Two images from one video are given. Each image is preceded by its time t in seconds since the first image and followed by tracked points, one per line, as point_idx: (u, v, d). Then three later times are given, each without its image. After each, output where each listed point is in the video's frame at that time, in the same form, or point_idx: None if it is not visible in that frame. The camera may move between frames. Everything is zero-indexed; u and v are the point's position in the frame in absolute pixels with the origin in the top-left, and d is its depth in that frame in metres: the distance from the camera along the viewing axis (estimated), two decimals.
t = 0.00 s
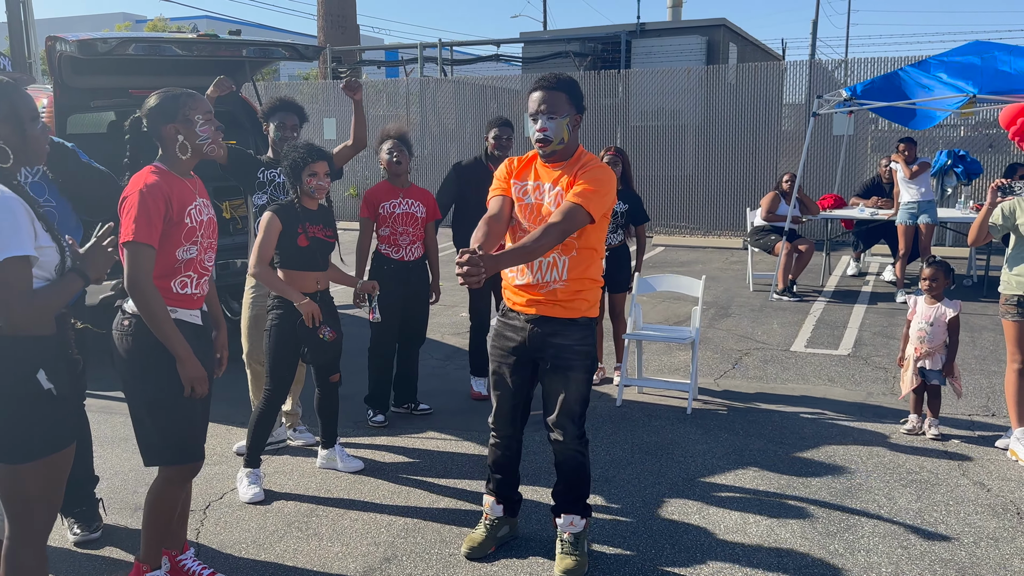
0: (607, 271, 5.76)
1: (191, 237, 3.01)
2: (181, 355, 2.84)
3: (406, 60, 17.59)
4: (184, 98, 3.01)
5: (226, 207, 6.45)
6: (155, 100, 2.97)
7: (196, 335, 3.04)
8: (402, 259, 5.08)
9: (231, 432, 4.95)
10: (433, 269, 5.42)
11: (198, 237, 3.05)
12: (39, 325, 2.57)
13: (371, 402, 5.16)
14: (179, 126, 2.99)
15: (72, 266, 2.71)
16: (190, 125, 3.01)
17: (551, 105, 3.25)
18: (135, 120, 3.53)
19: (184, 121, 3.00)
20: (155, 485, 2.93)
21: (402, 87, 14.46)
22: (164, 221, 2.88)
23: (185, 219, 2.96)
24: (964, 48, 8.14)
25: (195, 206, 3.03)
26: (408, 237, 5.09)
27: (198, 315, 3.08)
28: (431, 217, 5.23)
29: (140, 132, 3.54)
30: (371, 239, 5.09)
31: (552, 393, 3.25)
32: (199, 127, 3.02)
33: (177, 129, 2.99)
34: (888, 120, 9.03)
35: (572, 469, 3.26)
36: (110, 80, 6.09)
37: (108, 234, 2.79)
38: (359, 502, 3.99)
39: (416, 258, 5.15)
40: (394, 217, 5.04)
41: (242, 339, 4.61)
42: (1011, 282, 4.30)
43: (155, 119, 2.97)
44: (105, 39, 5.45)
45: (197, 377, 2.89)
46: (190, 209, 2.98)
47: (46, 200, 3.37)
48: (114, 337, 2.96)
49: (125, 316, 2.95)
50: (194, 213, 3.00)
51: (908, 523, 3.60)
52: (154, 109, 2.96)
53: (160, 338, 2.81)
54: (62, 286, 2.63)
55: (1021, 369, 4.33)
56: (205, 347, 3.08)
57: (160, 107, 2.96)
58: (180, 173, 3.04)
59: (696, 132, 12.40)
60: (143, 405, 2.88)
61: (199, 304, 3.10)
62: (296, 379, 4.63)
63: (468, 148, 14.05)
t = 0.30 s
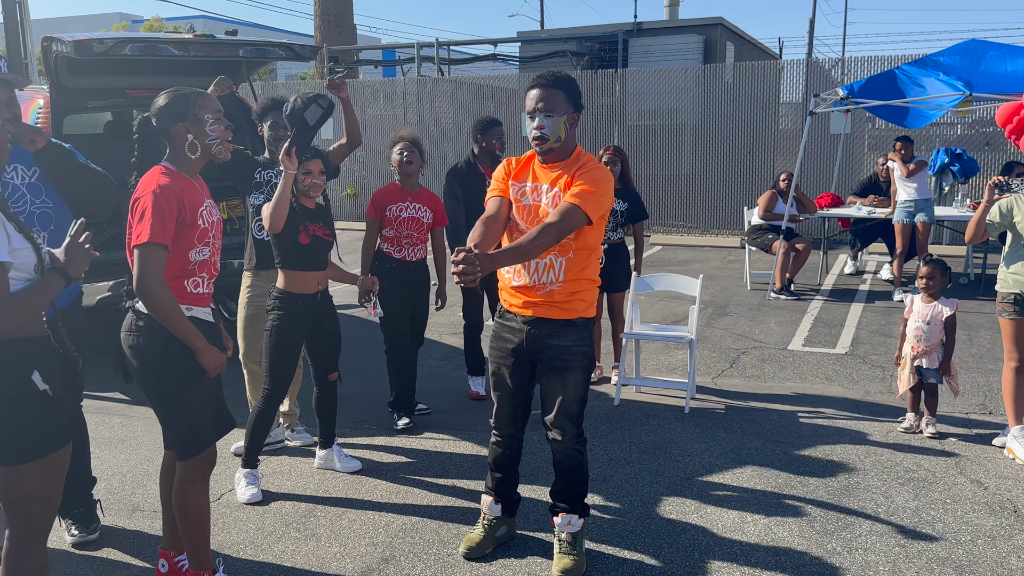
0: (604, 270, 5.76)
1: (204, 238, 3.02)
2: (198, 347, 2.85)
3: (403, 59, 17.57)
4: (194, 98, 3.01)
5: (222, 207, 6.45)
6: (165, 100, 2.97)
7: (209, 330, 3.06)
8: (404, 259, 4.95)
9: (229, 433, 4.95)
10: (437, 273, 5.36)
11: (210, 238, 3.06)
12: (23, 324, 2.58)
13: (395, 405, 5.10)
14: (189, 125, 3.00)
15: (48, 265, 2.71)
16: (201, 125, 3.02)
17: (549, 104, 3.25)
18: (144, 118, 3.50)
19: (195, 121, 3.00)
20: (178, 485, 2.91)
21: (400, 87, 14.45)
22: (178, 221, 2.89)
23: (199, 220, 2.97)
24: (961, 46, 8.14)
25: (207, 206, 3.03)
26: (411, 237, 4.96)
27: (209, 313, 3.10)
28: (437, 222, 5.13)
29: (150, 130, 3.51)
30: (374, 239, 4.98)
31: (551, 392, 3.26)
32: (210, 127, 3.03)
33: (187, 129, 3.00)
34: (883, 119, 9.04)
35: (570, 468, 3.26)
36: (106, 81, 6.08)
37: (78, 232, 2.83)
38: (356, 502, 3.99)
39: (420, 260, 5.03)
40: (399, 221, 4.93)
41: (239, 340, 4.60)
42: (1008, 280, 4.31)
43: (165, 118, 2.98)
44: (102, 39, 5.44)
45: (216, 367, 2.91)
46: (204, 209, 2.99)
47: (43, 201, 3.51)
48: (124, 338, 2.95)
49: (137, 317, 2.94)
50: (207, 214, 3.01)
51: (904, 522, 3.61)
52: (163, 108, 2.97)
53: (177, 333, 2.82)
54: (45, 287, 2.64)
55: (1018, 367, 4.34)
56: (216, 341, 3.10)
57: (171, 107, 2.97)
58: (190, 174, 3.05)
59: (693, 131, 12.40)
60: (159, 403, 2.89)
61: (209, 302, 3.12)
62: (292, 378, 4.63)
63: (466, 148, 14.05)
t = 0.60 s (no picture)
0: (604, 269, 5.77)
1: (213, 240, 3.04)
2: (207, 353, 2.90)
3: (403, 58, 17.57)
4: (206, 99, 3.03)
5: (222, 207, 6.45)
6: (175, 101, 2.98)
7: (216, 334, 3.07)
8: (415, 261, 4.88)
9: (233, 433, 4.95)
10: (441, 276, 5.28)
11: (219, 240, 3.08)
12: None
13: (414, 413, 4.91)
14: (200, 127, 3.01)
15: None
16: (212, 126, 3.03)
17: (547, 101, 3.25)
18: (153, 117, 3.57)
19: (206, 123, 3.02)
20: (170, 488, 2.91)
21: (399, 86, 14.45)
22: (188, 223, 2.90)
23: (209, 222, 2.98)
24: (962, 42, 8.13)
25: (215, 208, 3.05)
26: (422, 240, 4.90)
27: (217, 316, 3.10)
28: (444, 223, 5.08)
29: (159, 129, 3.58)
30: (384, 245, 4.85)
31: (551, 389, 3.26)
32: (219, 129, 3.05)
33: (198, 130, 3.01)
34: (882, 116, 9.07)
35: (571, 465, 3.27)
36: (106, 81, 6.07)
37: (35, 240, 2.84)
38: (357, 500, 4.00)
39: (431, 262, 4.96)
40: (409, 226, 4.86)
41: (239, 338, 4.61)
42: (1008, 277, 4.31)
43: (176, 119, 2.99)
44: (101, 39, 5.44)
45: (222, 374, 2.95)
46: (213, 211, 3.01)
47: (44, 201, 3.45)
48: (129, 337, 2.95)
49: (146, 317, 2.93)
50: (215, 216, 3.03)
51: (904, 518, 3.62)
52: (174, 110, 2.98)
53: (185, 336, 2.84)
54: None
55: (1018, 364, 4.35)
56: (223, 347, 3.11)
57: (181, 108, 2.98)
58: (198, 175, 3.06)
59: (693, 129, 12.40)
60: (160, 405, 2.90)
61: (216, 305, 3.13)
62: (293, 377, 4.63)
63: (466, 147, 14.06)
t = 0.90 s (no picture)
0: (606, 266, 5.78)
1: (223, 240, 3.05)
2: (221, 358, 2.90)
3: (404, 56, 17.54)
4: (211, 97, 3.02)
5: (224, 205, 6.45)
6: (180, 100, 2.98)
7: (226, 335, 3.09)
8: (416, 258, 4.94)
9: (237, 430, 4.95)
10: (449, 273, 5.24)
11: (228, 239, 3.09)
12: None
13: (416, 410, 4.90)
14: (206, 125, 3.01)
15: None
16: (218, 125, 3.04)
17: (549, 98, 3.24)
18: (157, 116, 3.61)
19: (212, 121, 3.02)
20: (175, 488, 2.92)
21: (400, 84, 14.44)
22: (199, 223, 2.90)
23: (218, 221, 3.00)
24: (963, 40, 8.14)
25: (223, 207, 3.06)
26: (423, 236, 4.94)
27: (226, 315, 3.12)
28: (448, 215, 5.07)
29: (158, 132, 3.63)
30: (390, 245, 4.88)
31: (554, 385, 3.27)
32: (226, 127, 3.05)
33: (204, 128, 3.02)
34: (882, 114, 9.03)
35: (574, 461, 3.28)
36: (108, 79, 6.07)
37: None
38: (360, 497, 4.01)
39: (433, 257, 5.01)
40: (413, 222, 4.88)
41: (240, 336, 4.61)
42: (1012, 273, 4.31)
43: (182, 117, 2.99)
44: (103, 37, 5.44)
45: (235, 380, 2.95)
46: (222, 210, 3.02)
47: (48, 199, 3.45)
48: (138, 337, 2.97)
49: (158, 318, 2.94)
50: (224, 215, 3.04)
51: (907, 514, 3.63)
52: (180, 109, 2.98)
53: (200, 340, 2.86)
54: None
55: (1020, 360, 4.35)
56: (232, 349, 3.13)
57: (187, 106, 2.98)
58: (203, 173, 3.06)
59: (695, 126, 12.39)
60: (168, 405, 2.92)
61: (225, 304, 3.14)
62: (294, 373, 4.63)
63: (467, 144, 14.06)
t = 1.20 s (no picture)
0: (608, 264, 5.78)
1: (227, 239, 3.06)
2: (229, 359, 2.91)
3: (406, 54, 17.54)
4: (214, 96, 3.03)
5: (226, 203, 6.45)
6: (182, 100, 2.99)
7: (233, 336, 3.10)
8: (420, 264, 4.82)
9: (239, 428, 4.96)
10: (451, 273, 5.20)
11: (232, 238, 3.10)
12: None
13: (421, 411, 4.90)
14: (209, 124, 3.02)
15: None
16: (220, 124, 3.04)
17: (552, 96, 3.25)
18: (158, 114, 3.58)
19: (214, 121, 3.03)
20: (181, 487, 2.93)
21: (402, 82, 14.44)
22: (204, 224, 2.91)
23: (223, 221, 3.00)
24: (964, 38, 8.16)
25: (227, 207, 3.06)
26: (426, 241, 4.84)
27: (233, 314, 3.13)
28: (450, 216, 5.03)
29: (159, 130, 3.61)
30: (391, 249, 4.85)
31: (557, 382, 3.27)
32: (228, 127, 3.06)
33: (206, 128, 3.02)
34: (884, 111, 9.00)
35: (576, 458, 3.28)
36: (110, 78, 6.08)
37: None
38: (362, 494, 4.02)
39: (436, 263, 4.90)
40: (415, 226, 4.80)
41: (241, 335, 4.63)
42: (1013, 271, 4.32)
43: (184, 117, 3.00)
44: (105, 36, 5.45)
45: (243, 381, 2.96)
46: (226, 210, 3.03)
47: (51, 197, 3.46)
48: (146, 337, 2.97)
49: (166, 318, 2.95)
50: (229, 215, 3.05)
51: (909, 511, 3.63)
52: (182, 110, 2.98)
53: (209, 341, 2.87)
54: None
55: (1022, 358, 4.35)
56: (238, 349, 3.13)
57: (189, 106, 2.99)
58: (207, 173, 3.06)
59: (696, 124, 12.39)
60: (175, 404, 2.93)
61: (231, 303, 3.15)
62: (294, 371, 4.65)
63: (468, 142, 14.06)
